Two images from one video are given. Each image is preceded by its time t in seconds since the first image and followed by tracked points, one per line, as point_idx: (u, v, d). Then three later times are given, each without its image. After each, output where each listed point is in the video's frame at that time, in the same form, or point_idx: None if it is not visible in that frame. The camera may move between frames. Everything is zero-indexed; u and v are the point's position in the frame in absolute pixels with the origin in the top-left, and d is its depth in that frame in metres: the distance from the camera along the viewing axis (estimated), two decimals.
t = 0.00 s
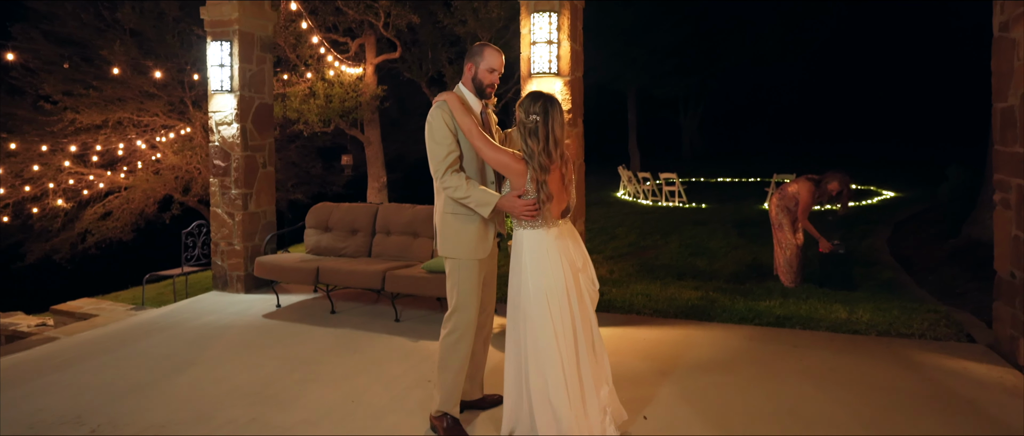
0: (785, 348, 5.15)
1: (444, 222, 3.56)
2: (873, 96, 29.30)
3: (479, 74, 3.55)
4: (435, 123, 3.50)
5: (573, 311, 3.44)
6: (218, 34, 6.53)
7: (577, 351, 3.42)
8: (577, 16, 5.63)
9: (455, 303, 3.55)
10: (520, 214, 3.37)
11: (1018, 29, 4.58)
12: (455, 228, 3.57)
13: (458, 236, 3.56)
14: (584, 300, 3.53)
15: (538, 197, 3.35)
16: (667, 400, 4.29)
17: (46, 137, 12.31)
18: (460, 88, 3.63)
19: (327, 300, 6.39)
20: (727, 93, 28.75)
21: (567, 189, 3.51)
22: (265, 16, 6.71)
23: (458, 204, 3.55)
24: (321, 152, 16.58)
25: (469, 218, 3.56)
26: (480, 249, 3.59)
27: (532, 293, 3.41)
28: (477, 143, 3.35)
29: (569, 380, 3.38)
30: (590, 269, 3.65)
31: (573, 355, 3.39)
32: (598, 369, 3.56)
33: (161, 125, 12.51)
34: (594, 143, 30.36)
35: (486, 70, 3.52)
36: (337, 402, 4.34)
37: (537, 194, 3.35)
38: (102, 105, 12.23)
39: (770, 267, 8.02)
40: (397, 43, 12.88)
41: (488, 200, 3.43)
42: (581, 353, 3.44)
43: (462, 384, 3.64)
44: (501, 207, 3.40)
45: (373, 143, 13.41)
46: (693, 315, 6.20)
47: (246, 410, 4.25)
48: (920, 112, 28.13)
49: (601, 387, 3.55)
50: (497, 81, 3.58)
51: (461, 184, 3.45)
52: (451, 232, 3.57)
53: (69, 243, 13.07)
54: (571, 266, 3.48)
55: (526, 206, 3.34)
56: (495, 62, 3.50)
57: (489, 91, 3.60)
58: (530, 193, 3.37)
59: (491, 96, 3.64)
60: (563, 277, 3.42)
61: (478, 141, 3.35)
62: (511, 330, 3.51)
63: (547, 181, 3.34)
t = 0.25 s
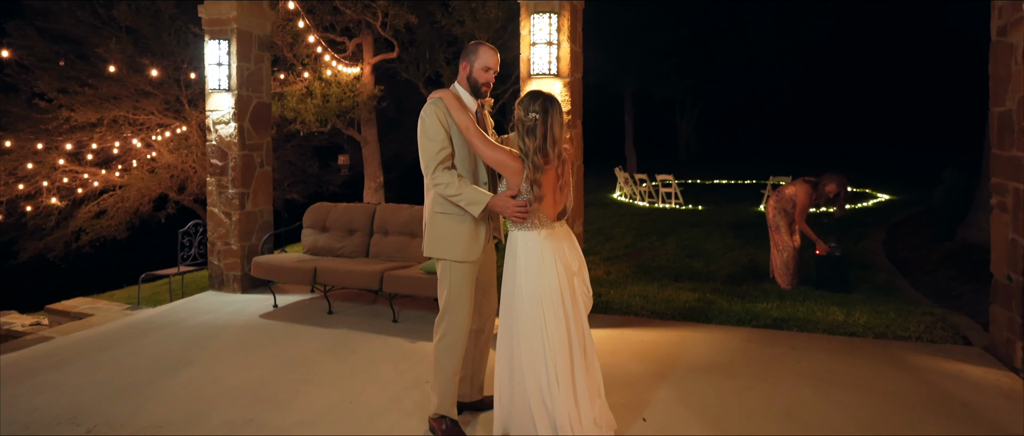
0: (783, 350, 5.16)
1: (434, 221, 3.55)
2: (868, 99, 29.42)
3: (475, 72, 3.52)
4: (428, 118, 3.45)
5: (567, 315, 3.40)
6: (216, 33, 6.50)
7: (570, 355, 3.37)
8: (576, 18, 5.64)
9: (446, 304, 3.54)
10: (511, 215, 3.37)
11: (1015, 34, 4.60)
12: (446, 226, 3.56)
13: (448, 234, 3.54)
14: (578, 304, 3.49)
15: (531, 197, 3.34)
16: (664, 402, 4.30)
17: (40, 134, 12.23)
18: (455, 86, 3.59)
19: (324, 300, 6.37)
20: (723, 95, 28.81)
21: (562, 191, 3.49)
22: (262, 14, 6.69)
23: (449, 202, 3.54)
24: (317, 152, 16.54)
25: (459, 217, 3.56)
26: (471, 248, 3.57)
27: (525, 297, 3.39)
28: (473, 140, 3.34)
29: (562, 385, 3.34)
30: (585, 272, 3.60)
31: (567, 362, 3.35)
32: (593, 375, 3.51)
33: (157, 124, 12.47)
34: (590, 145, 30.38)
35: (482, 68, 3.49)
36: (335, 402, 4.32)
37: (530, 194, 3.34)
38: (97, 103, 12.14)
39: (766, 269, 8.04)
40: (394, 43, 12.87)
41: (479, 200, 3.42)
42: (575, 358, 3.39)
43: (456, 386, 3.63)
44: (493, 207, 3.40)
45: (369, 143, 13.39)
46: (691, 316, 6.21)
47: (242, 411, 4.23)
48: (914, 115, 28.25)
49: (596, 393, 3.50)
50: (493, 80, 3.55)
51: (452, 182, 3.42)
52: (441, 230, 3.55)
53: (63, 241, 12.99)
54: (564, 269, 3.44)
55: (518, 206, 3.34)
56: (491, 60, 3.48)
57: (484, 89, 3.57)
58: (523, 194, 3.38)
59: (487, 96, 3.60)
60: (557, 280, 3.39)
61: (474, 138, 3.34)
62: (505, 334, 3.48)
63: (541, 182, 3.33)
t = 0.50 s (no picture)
0: (782, 352, 5.17)
1: (428, 218, 3.54)
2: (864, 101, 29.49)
3: (474, 74, 3.51)
4: (428, 116, 3.46)
5: (565, 318, 3.36)
6: (215, 31, 6.49)
7: (567, 358, 3.33)
8: (576, 18, 5.63)
9: (445, 305, 3.54)
10: (509, 214, 3.35)
11: (1015, 37, 4.61)
12: (442, 225, 3.55)
13: (444, 233, 3.53)
14: (576, 307, 3.45)
15: (531, 196, 3.31)
16: (664, 403, 4.30)
17: (37, 133, 12.11)
18: (455, 87, 3.59)
19: (322, 300, 6.36)
20: (720, 97, 28.85)
21: (561, 193, 3.47)
22: (261, 13, 6.68)
23: (446, 200, 3.53)
24: (314, 151, 16.50)
25: (454, 216, 3.56)
26: (466, 248, 3.57)
27: (522, 298, 3.36)
28: (474, 139, 3.39)
29: (559, 387, 3.31)
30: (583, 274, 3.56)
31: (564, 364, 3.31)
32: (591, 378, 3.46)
33: (154, 122, 12.46)
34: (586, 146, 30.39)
35: (482, 69, 3.48)
36: (334, 402, 4.31)
37: (529, 193, 3.32)
38: (94, 101, 12.08)
39: (763, 270, 8.05)
40: (393, 43, 12.86)
41: (476, 198, 3.41)
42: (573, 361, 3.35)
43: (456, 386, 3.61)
44: (491, 206, 3.38)
45: (367, 143, 13.38)
46: (690, 318, 6.22)
47: (242, 411, 4.22)
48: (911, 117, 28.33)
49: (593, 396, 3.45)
50: (492, 81, 3.54)
51: (449, 178, 3.41)
52: (436, 228, 3.54)
53: (59, 240, 12.92)
54: (562, 271, 3.40)
55: (516, 205, 3.33)
56: (492, 61, 3.48)
57: (485, 90, 3.56)
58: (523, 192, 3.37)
59: (487, 97, 3.59)
60: (555, 282, 3.35)
61: (475, 137, 3.39)
62: (501, 333, 3.43)
63: (540, 180, 3.30)
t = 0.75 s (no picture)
0: (781, 353, 5.18)
1: (427, 213, 3.51)
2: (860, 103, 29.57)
3: (479, 74, 3.54)
4: (433, 112, 3.47)
5: (562, 319, 3.33)
6: (214, 29, 6.47)
7: (563, 359, 3.31)
8: (577, 18, 5.63)
9: (446, 304, 3.53)
10: (512, 212, 3.31)
11: (1015, 40, 4.63)
12: (443, 221, 3.52)
13: (445, 229, 3.51)
14: (574, 309, 3.41)
15: (535, 193, 3.29)
16: (664, 404, 4.30)
17: (33, 129, 12.00)
18: (460, 87, 3.61)
19: (320, 299, 6.35)
20: (717, 98, 28.89)
21: (565, 193, 3.46)
22: (261, 11, 6.66)
23: (447, 196, 3.51)
24: (312, 150, 16.46)
25: (455, 212, 3.54)
26: (466, 246, 3.55)
27: (519, 297, 3.34)
28: (478, 135, 3.38)
29: (554, 388, 3.29)
30: (584, 277, 3.52)
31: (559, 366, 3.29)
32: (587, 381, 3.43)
33: (152, 119, 12.54)
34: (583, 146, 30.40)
35: (486, 70, 3.51)
36: (333, 402, 4.30)
37: (534, 190, 3.29)
38: (91, 98, 12.02)
39: (761, 271, 8.07)
40: (392, 42, 12.85)
41: (479, 193, 3.40)
42: (568, 363, 3.33)
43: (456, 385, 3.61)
44: (495, 202, 3.35)
45: (365, 142, 13.35)
46: (689, 318, 6.23)
47: (240, 410, 4.21)
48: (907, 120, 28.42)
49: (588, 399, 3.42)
50: (497, 82, 3.56)
51: (453, 174, 3.40)
52: (437, 224, 3.52)
53: (55, 238, 12.84)
54: (561, 272, 3.37)
55: (520, 203, 3.29)
56: (498, 61, 3.49)
57: (489, 91, 3.58)
58: (528, 191, 3.33)
59: (491, 98, 3.61)
60: (552, 283, 3.32)
61: (479, 133, 3.39)
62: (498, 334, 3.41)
63: (546, 179, 3.29)
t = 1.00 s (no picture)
0: (779, 353, 5.19)
1: (431, 209, 3.49)
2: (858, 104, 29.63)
3: (486, 74, 3.52)
4: (441, 109, 3.47)
5: (560, 319, 3.32)
6: (213, 27, 6.45)
7: (561, 359, 3.30)
8: (577, 17, 5.63)
9: (447, 303, 3.53)
10: (516, 209, 3.30)
11: (1016, 41, 4.63)
12: (448, 217, 3.50)
13: (449, 225, 3.48)
14: (573, 309, 3.40)
15: (541, 191, 3.27)
16: (663, 404, 4.29)
17: (29, 125, 12.00)
18: (467, 86, 3.60)
19: (318, 298, 6.33)
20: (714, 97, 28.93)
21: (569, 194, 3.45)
22: (260, 9, 6.64)
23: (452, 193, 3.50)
24: (310, 147, 16.44)
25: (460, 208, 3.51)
26: (471, 242, 3.53)
27: (519, 297, 3.33)
28: (483, 132, 3.38)
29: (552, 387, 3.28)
30: (583, 278, 3.51)
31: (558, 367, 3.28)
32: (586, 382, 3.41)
33: (149, 117, 12.45)
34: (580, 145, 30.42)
35: (493, 70, 3.49)
36: (331, 401, 4.29)
37: (539, 188, 3.27)
38: (88, 96, 11.98)
39: (759, 272, 8.08)
40: (390, 40, 12.85)
41: (484, 189, 3.37)
42: (567, 362, 3.31)
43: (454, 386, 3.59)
44: (500, 199, 3.33)
45: (363, 140, 13.35)
46: (687, 318, 6.23)
47: (238, 409, 4.20)
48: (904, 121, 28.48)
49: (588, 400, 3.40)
50: (504, 82, 3.54)
51: (458, 169, 3.39)
52: (442, 220, 3.50)
53: (51, 236, 12.80)
54: (560, 272, 3.35)
55: (525, 200, 3.27)
56: (505, 61, 3.48)
57: (496, 91, 3.58)
58: (532, 188, 3.31)
59: (498, 98, 3.59)
60: (551, 283, 3.31)
61: (485, 130, 3.37)
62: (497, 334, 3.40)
63: (552, 177, 3.27)
